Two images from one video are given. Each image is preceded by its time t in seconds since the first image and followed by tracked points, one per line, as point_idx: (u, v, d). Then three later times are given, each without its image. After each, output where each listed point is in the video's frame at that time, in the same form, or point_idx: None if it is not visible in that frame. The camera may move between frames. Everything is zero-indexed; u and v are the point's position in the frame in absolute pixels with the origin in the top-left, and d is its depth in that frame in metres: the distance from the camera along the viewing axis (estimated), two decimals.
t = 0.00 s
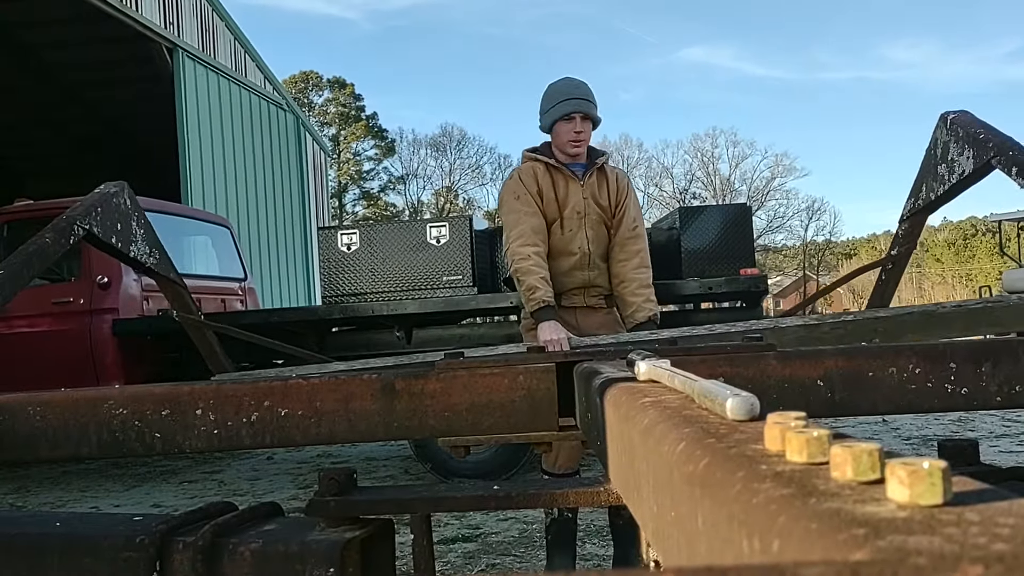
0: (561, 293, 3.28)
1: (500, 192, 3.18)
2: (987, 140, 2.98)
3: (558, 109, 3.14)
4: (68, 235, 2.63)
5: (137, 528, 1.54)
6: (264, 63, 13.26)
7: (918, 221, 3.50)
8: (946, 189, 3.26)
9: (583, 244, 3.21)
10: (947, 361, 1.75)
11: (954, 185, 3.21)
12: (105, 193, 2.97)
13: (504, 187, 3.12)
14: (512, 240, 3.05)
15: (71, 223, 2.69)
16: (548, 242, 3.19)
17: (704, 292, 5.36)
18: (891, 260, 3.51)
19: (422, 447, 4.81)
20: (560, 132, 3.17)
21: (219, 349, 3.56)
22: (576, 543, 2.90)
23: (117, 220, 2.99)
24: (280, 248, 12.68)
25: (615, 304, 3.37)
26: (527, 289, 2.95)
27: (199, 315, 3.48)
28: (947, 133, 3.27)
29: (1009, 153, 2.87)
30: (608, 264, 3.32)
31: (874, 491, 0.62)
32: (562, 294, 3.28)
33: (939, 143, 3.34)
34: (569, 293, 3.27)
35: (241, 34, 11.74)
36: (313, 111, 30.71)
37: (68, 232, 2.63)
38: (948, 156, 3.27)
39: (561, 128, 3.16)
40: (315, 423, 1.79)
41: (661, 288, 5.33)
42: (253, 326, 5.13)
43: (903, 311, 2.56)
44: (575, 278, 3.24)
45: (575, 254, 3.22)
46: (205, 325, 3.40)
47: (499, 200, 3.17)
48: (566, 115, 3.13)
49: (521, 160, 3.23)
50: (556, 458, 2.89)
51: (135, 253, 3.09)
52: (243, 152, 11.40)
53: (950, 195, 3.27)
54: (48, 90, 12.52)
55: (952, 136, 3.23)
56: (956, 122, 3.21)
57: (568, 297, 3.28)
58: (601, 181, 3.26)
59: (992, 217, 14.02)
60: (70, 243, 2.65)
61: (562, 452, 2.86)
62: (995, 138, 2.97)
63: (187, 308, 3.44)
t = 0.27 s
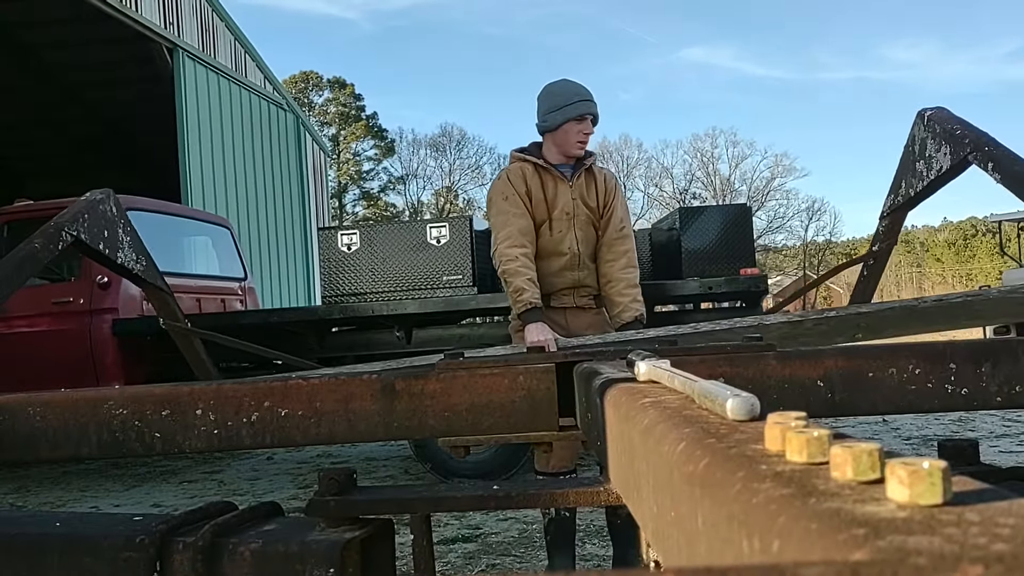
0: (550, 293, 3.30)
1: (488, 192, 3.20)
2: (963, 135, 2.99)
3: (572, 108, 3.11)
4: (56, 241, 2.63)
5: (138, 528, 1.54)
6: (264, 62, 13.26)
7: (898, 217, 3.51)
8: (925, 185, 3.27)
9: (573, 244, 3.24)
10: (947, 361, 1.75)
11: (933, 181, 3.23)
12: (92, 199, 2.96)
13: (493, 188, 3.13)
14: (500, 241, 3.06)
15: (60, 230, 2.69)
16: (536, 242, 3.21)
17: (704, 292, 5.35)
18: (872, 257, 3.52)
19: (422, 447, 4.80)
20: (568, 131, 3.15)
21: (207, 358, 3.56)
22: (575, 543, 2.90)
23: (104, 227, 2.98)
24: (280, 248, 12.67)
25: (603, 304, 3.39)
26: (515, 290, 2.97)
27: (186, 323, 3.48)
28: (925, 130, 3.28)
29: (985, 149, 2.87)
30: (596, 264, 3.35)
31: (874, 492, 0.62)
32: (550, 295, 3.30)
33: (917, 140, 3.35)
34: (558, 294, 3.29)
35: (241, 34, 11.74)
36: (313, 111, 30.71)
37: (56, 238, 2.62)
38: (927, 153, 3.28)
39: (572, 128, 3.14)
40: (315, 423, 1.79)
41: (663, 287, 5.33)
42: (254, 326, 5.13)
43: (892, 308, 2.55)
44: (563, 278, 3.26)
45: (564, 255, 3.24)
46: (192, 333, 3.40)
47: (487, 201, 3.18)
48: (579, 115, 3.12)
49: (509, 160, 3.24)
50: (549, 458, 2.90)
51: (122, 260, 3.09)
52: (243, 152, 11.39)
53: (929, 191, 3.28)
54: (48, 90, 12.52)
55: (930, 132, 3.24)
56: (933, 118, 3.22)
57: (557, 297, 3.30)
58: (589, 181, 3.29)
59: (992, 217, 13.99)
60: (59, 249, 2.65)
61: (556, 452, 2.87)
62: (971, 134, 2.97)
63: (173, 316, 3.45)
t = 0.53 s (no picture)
0: (538, 295, 3.30)
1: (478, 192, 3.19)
2: (938, 133, 2.99)
3: (577, 111, 3.12)
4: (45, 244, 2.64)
5: (138, 528, 1.54)
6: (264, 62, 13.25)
7: (875, 217, 3.51)
8: (901, 184, 3.27)
9: (561, 245, 3.25)
10: (947, 361, 1.75)
11: (909, 179, 3.23)
12: (79, 204, 2.96)
13: (482, 188, 3.13)
14: (488, 242, 3.06)
15: (49, 234, 2.70)
16: (525, 243, 3.22)
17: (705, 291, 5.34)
18: (850, 256, 3.52)
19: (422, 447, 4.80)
20: (571, 133, 3.17)
21: (192, 363, 3.56)
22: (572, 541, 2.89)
23: (91, 233, 2.99)
24: (280, 249, 12.68)
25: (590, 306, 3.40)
26: (500, 293, 2.99)
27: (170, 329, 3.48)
28: (900, 129, 3.29)
29: (959, 145, 2.88)
30: (583, 265, 3.36)
31: (874, 492, 0.62)
32: (538, 296, 3.30)
33: (892, 139, 3.36)
34: (546, 296, 3.29)
35: (241, 34, 11.73)
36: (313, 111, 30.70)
37: (45, 242, 2.63)
38: (902, 152, 3.28)
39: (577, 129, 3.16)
40: (315, 423, 1.79)
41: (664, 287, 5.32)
42: (255, 326, 5.14)
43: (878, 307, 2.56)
44: (552, 279, 3.26)
45: (552, 256, 3.24)
46: (178, 339, 3.40)
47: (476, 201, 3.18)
48: (583, 118, 3.15)
49: (499, 160, 3.25)
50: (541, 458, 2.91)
51: (109, 265, 3.10)
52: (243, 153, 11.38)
53: (905, 189, 3.29)
54: (48, 91, 12.52)
55: (905, 131, 3.25)
56: (907, 118, 3.22)
57: (545, 298, 3.30)
58: (579, 183, 3.28)
59: (992, 217, 13.95)
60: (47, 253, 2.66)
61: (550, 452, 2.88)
62: (945, 131, 2.98)
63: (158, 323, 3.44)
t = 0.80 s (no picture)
0: (526, 298, 3.30)
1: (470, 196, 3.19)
2: (916, 131, 3.00)
3: (568, 112, 3.14)
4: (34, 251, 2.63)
5: (138, 528, 1.54)
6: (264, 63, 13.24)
7: (857, 218, 3.52)
8: (883, 183, 3.28)
9: (550, 250, 3.24)
10: (947, 361, 1.75)
11: (890, 178, 3.23)
12: (68, 210, 2.97)
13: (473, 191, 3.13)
14: (476, 246, 3.06)
15: (38, 239, 2.69)
16: (515, 246, 3.22)
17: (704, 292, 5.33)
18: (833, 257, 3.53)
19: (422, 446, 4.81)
20: (564, 134, 3.17)
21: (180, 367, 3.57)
22: (572, 541, 2.90)
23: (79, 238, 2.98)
24: (280, 249, 12.68)
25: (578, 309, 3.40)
26: (489, 296, 2.98)
27: (158, 333, 3.49)
28: (881, 129, 3.30)
29: (937, 143, 2.88)
30: (572, 268, 3.36)
31: (874, 492, 0.62)
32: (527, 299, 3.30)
33: (874, 140, 3.36)
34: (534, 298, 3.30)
35: (241, 34, 11.72)
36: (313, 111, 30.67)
37: (35, 247, 2.63)
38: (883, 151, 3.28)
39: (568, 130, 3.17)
40: (315, 423, 1.79)
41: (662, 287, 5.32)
42: (255, 325, 5.14)
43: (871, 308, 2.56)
44: (541, 283, 3.27)
45: (542, 259, 3.25)
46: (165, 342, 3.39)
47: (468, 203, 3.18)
48: (574, 118, 3.16)
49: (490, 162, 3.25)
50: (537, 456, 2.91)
51: (97, 270, 3.10)
52: (243, 153, 11.39)
53: (887, 189, 3.30)
54: (47, 91, 12.52)
55: (885, 131, 3.25)
56: (887, 118, 3.23)
57: (534, 301, 3.30)
58: (570, 187, 3.30)
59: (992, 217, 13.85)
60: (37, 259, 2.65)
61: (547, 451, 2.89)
62: (923, 130, 2.98)
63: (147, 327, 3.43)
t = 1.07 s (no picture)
0: (530, 300, 3.30)
1: (478, 198, 3.19)
2: (913, 132, 3.00)
3: (556, 115, 3.15)
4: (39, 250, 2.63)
5: (138, 528, 1.54)
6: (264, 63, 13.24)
7: (854, 220, 3.52)
8: (879, 184, 3.28)
9: (557, 251, 3.25)
10: (947, 361, 1.75)
11: (886, 179, 3.23)
12: (73, 208, 2.96)
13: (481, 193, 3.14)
14: (482, 246, 3.07)
15: (43, 238, 2.70)
16: (521, 248, 3.22)
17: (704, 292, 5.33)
18: (829, 259, 3.53)
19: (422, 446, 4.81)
20: (554, 138, 3.18)
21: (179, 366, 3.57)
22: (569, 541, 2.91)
23: (84, 236, 2.98)
24: (280, 250, 12.68)
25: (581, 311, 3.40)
26: (490, 296, 3.00)
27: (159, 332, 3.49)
28: (878, 131, 3.30)
29: (933, 143, 2.89)
30: (576, 271, 3.35)
31: (875, 492, 0.62)
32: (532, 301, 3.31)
33: (871, 142, 3.37)
34: (539, 300, 3.30)
35: (241, 34, 11.72)
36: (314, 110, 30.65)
37: (40, 246, 2.63)
38: (879, 153, 3.29)
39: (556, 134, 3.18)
40: (316, 423, 1.79)
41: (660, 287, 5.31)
42: (255, 326, 5.13)
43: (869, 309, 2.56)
44: (545, 285, 3.27)
45: (547, 262, 3.25)
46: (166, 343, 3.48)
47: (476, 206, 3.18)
48: (565, 121, 3.16)
49: (497, 164, 3.26)
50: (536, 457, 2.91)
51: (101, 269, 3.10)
52: (243, 153, 11.38)
53: (884, 190, 3.30)
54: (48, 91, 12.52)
55: (882, 133, 3.26)
56: (884, 120, 3.24)
57: (538, 303, 3.31)
58: (576, 190, 3.31)
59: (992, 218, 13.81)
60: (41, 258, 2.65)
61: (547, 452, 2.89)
62: (920, 131, 2.99)
63: (146, 326, 3.49)
